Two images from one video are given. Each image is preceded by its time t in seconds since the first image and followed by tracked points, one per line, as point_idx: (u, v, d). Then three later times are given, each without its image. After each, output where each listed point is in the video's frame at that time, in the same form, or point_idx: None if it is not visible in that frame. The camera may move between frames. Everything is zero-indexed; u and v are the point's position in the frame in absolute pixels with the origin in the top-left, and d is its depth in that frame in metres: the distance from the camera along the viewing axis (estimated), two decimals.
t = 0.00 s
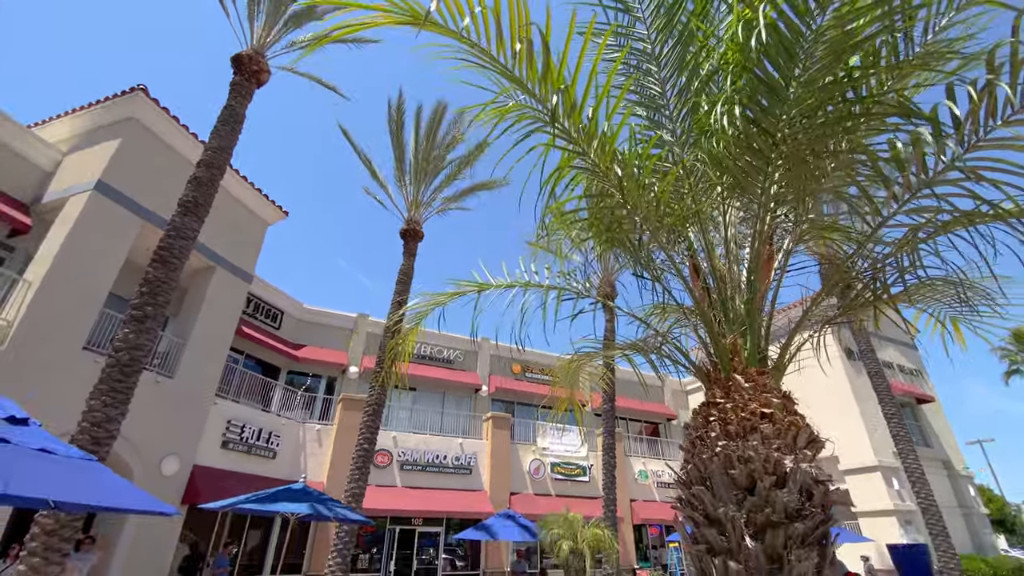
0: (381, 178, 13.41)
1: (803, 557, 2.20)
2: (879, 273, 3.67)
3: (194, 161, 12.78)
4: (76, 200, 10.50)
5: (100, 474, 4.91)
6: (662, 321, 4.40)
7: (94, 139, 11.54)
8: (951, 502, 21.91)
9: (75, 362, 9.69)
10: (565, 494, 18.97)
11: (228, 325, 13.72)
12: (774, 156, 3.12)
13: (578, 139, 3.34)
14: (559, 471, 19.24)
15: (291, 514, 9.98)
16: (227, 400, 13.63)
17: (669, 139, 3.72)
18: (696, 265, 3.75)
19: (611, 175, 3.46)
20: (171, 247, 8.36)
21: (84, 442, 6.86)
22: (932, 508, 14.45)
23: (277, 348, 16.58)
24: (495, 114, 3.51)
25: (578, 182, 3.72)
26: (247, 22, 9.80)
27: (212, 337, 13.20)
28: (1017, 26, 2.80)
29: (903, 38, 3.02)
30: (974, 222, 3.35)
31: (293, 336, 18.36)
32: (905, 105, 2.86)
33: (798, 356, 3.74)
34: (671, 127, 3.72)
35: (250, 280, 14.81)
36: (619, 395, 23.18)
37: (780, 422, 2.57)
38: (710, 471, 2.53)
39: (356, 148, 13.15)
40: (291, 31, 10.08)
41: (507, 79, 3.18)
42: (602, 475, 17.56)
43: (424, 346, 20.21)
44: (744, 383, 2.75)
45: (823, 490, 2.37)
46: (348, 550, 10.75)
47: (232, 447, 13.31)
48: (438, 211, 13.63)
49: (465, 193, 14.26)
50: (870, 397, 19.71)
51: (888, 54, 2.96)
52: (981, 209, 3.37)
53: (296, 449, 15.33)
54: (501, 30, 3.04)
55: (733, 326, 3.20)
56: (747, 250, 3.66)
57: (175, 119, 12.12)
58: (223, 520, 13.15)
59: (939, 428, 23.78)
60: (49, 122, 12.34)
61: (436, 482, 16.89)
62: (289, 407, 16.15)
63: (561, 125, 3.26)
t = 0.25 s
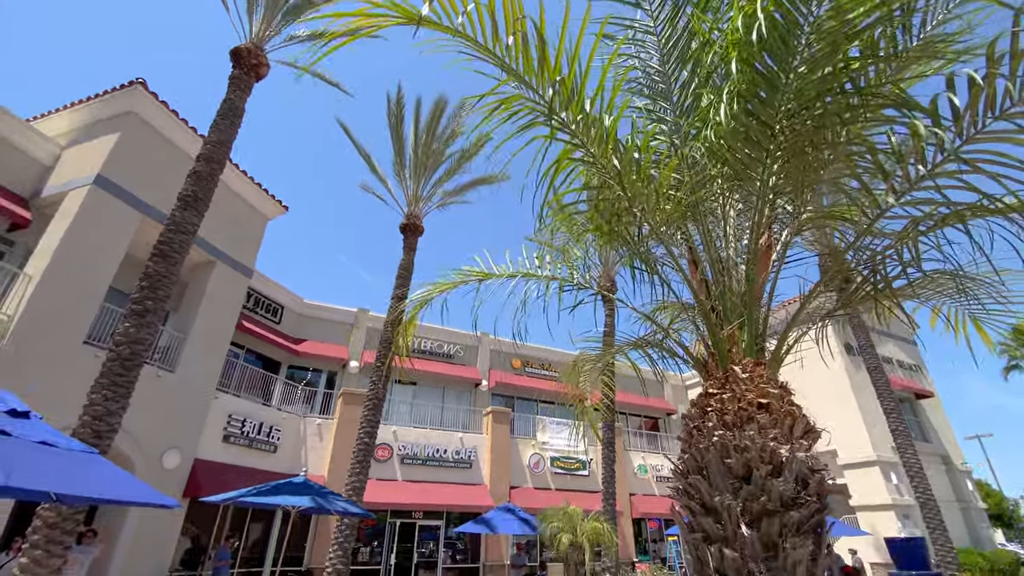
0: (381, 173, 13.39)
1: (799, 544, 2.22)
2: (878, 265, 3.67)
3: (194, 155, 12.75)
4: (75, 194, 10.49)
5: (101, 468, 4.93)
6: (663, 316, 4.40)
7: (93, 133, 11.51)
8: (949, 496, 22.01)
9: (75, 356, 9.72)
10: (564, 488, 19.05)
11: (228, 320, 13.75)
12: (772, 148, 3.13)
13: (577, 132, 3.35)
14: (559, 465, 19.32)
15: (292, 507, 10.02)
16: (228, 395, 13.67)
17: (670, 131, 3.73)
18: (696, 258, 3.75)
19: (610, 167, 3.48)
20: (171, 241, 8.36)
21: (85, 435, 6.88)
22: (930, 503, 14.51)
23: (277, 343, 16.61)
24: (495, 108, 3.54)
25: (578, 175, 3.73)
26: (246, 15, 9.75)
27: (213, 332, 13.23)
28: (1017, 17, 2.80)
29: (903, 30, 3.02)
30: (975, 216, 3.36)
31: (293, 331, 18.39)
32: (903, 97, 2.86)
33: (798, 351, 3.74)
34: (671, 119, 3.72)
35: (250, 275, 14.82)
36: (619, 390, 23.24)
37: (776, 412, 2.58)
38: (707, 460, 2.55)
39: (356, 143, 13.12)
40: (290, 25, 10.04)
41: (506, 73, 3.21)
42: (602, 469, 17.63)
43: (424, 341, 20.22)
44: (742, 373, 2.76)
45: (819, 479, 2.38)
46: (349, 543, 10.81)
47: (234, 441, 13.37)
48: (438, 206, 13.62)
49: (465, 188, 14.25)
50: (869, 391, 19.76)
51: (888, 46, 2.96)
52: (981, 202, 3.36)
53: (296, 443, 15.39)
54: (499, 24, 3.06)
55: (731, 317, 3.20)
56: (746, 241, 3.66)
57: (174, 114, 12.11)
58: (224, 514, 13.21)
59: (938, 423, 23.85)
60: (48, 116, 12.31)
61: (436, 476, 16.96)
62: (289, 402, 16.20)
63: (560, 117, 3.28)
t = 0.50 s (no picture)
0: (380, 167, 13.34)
1: (800, 531, 2.22)
2: (880, 254, 3.66)
3: (192, 149, 12.71)
4: (74, 188, 10.46)
5: (102, 460, 4.93)
6: (665, 308, 4.40)
7: (91, 126, 11.47)
8: (947, 490, 22.11)
9: (76, 349, 9.72)
10: (564, 481, 19.14)
11: (229, 314, 13.75)
12: (775, 137, 3.11)
13: (579, 121, 3.33)
14: (558, 459, 19.40)
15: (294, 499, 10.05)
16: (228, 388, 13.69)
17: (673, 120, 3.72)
18: (697, 247, 3.74)
19: (611, 157, 3.46)
20: (170, 235, 8.35)
21: (86, 428, 6.90)
22: (927, 496, 14.60)
23: (277, 337, 16.62)
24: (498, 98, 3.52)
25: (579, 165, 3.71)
26: (244, 7, 9.69)
27: (213, 325, 13.23)
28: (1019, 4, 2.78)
29: (905, 17, 3.00)
30: (977, 205, 3.35)
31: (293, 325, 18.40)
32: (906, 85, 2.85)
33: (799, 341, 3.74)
34: (673, 108, 3.72)
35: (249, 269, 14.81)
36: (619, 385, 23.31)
37: (777, 400, 2.57)
38: (707, 448, 2.56)
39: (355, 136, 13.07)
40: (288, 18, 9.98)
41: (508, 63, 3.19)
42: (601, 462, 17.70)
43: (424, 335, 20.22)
44: (742, 362, 2.75)
45: (820, 466, 2.38)
46: (349, 536, 10.85)
47: (235, 434, 13.41)
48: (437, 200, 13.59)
49: (465, 181, 14.22)
50: (868, 386, 19.82)
51: (890, 34, 2.94)
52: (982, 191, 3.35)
53: (297, 436, 15.43)
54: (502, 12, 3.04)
55: (733, 306, 3.20)
56: (748, 231, 3.65)
57: (173, 107, 12.06)
58: (225, 507, 13.26)
59: (936, 418, 23.93)
60: (46, 109, 12.25)
61: (436, 470, 17.02)
62: (290, 395, 16.24)
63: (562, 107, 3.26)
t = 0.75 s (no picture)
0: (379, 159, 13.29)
1: (796, 515, 2.23)
2: (877, 242, 3.65)
3: (190, 141, 12.65)
4: (72, 180, 10.42)
5: (102, 451, 4.93)
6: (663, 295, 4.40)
7: (88, 118, 11.40)
8: (944, 482, 22.23)
9: (75, 342, 9.73)
10: (563, 473, 19.23)
11: (228, 306, 13.75)
12: (775, 125, 3.09)
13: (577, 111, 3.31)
14: (558, 451, 19.48)
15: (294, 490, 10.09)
16: (228, 380, 13.71)
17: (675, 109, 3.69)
18: (695, 235, 3.74)
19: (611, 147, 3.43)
20: (169, 227, 8.32)
21: (86, 420, 6.91)
22: (924, 488, 14.67)
23: (277, 330, 16.62)
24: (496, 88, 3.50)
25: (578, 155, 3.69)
26: None
27: (213, 318, 13.24)
28: None
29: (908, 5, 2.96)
30: (975, 192, 3.34)
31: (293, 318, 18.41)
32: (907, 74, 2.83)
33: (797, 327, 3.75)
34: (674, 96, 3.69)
35: (249, 262, 14.80)
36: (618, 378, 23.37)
37: (775, 385, 2.56)
38: (705, 433, 2.55)
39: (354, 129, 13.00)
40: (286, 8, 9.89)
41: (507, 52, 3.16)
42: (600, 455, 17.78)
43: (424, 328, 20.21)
44: (740, 348, 2.74)
45: (816, 451, 2.38)
46: (350, 527, 10.90)
47: (235, 427, 13.45)
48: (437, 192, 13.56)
49: (464, 174, 14.17)
50: (866, 379, 19.88)
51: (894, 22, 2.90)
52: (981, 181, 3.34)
53: (297, 428, 15.50)
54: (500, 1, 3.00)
55: (730, 293, 3.19)
56: (746, 219, 3.64)
57: (170, 99, 12.00)
58: (227, 498, 13.32)
59: (934, 411, 24.03)
60: (44, 101, 12.18)
61: (436, 462, 17.09)
62: (290, 388, 16.28)
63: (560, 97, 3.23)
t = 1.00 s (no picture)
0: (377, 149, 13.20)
1: (789, 496, 2.23)
2: (875, 228, 3.64)
3: (186, 130, 12.56)
4: (68, 169, 10.36)
5: (101, 439, 4.94)
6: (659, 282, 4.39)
7: (84, 107, 11.30)
8: (938, 472, 22.44)
9: (73, 332, 9.71)
10: (560, 463, 19.36)
11: (226, 296, 13.73)
12: (776, 110, 3.06)
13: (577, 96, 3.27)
14: (556, 441, 19.60)
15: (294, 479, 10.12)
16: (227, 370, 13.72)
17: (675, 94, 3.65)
18: (693, 220, 3.73)
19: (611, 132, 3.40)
20: (165, 217, 8.27)
21: (85, 409, 6.92)
22: (919, 478, 14.76)
23: (275, 321, 16.61)
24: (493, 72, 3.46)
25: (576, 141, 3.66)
26: None
27: (211, 308, 13.22)
28: None
29: None
30: (974, 179, 3.33)
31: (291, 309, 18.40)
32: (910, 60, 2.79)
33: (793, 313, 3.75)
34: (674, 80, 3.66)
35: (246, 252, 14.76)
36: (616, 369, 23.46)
37: (769, 368, 2.56)
38: (699, 416, 2.54)
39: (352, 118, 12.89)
40: None
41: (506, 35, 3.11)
42: (597, 445, 17.88)
43: (422, 319, 20.21)
44: (736, 332, 2.73)
45: (811, 433, 2.38)
46: (349, 516, 10.97)
47: (234, 416, 13.48)
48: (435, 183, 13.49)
49: (462, 164, 14.10)
50: (863, 370, 19.97)
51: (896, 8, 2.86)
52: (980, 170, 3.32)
53: (296, 418, 15.57)
54: None
55: (726, 277, 3.18)
56: (744, 204, 3.62)
57: (166, 87, 11.90)
58: (227, 487, 13.39)
59: (930, 402, 24.18)
60: (38, 89, 12.07)
61: (434, 452, 17.18)
62: (288, 378, 16.31)
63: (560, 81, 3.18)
